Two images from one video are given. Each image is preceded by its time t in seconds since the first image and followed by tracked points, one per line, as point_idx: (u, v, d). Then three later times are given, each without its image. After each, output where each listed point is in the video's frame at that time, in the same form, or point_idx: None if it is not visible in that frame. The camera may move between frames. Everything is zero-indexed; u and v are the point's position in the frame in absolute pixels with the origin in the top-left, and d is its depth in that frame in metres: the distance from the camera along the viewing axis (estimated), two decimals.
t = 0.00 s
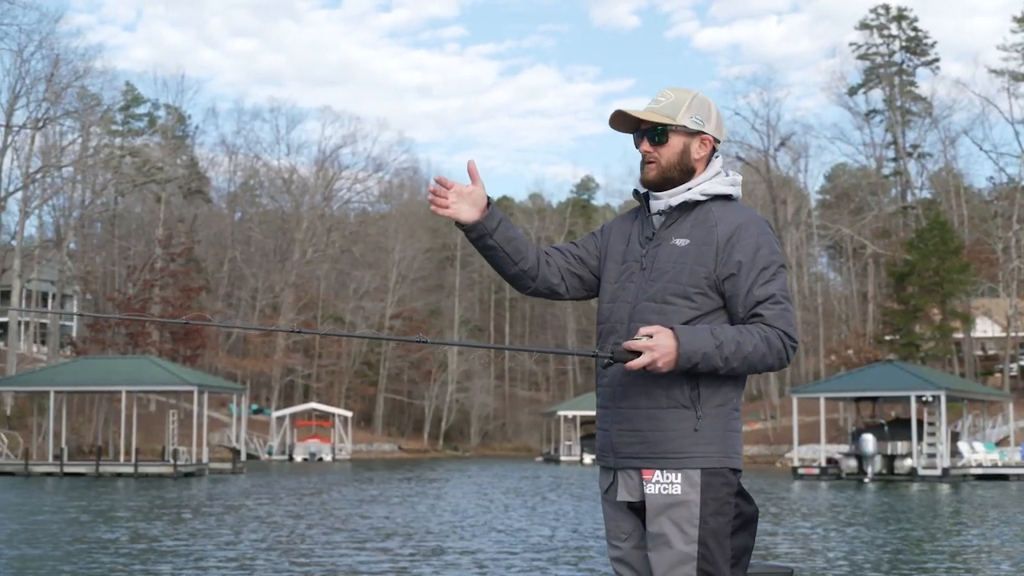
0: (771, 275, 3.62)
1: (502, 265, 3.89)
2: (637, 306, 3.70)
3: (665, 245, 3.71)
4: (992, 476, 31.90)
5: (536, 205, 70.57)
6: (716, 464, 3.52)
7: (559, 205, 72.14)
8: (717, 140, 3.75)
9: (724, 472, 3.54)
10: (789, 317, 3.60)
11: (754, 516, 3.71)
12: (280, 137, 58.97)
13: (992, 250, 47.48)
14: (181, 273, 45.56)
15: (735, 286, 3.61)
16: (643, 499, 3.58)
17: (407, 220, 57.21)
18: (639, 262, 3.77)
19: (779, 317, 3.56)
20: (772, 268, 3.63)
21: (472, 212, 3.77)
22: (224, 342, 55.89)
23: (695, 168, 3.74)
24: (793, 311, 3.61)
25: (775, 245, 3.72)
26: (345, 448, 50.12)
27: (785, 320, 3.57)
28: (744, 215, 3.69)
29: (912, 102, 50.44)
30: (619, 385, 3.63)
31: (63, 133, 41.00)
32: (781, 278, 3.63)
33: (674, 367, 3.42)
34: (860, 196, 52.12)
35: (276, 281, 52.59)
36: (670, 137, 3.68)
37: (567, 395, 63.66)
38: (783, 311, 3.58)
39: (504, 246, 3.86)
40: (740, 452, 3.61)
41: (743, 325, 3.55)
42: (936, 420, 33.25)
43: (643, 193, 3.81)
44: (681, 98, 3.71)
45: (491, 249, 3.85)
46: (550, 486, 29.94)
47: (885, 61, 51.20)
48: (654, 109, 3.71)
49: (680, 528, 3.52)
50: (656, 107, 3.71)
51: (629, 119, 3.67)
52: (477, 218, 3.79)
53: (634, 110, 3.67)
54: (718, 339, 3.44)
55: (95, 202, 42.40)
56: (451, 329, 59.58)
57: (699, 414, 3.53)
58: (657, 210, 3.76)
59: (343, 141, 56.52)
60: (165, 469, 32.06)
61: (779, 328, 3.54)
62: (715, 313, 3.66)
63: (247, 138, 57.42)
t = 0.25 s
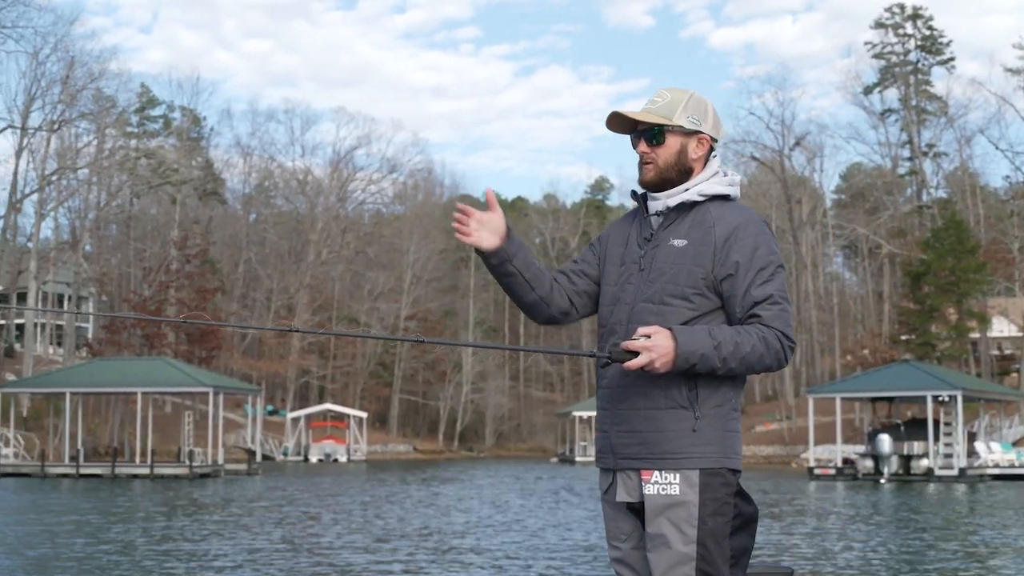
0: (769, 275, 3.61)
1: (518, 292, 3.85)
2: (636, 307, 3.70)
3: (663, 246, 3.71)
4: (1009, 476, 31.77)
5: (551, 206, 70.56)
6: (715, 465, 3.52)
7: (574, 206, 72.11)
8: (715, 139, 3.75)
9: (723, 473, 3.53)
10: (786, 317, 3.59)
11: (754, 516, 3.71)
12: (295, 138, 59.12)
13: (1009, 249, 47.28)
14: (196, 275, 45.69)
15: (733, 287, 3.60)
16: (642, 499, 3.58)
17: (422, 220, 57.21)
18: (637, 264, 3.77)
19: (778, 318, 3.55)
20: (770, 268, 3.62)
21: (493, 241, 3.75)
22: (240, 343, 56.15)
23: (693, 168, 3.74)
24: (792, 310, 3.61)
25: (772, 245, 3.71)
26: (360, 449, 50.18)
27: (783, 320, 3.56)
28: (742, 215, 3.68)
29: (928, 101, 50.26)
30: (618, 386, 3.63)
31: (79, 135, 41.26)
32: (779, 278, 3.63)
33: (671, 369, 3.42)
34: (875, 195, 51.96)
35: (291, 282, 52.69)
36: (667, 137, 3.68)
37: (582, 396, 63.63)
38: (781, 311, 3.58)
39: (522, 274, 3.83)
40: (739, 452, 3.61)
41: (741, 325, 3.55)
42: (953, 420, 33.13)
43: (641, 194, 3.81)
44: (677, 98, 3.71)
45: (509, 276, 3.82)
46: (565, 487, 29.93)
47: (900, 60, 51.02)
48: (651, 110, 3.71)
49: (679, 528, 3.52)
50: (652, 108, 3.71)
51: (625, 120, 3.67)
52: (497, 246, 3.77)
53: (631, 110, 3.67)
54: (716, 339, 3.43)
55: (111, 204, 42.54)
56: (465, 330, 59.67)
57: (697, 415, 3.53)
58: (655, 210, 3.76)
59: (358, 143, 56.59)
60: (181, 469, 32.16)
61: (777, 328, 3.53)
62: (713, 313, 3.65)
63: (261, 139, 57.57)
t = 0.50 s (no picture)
0: (766, 274, 3.60)
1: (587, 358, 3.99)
2: (633, 308, 3.69)
3: (659, 246, 3.70)
4: None
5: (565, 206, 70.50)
6: (714, 464, 3.49)
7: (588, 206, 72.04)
8: (709, 139, 3.74)
9: (723, 473, 3.51)
10: (784, 315, 3.58)
11: (754, 515, 3.69)
12: (309, 139, 59.16)
13: None
14: (211, 276, 45.76)
15: (730, 286, 3.58)
16: (641, 500, 3.57)
17: (436, 221, 57.12)
18: (634, 264, 3.77)
19: (775, 317, 3.54)
20: (767, 267, 3.61)
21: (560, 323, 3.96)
22: (256, 344, 56.23)
23: (687, 168, 3.73)
24: (789, 310, 3.60)
25: (769, 245, 3.70)
26: (375, 449, 50.22)
27: (781, 320, 3.55)
28: (738, 215, 3.67)
29: (943, 100, 50.03)
30: (618, 389, 3.63)
31: (93, 136, 41.43)
32: (775, 278, 3.61)
33: (668, 368, 3.41)
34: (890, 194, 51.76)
35: (306, 283, 52.76)
36: (661, 137, 3.67)
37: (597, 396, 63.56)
38: (778, 311, 3.57)
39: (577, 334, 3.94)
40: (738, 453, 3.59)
41: (738, 325, 3.53)
42: (969, 420, 32.96)
43: (637, 195, 3.80)
44: (671, 97, 3.70)
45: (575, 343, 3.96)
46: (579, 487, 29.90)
47: (916, 59, 50.79)
48: (644, 109, 3.70)
49: (678, 528, 3.50)
50: (646, 108, 3.70)
51: (619, 121, 3.66)
52: (561, 326, 3.97)
53: (624, 111, 3.66)
54: (714, 339, 3.42)
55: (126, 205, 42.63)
56: (479, 330, 59.62)
57: (695, 416, 3.52)
58: (650, 211, 3.75)
59: (372, 143, 56.59)
60: (196, 470, 32.23)
61: (774, 328, 3.53)
62: (710, 313, 3.64)
63: (276, 140, 57.66)
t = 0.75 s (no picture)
0: (764, 271, 3.59)
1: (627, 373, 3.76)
2: (632, 309, 3.69)
3: (656, 246, 3.70)
4: None
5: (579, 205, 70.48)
6: (715, 464, 3.47)
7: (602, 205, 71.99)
8: (705, 138, 3.74)
9: (723, 473, 3.49)
10: (782, 313, 3.58)
11: (754, 515, 3.68)
12: (323, 140, 59.31)
13: None
14: (226, 276, 45.92)
15: (727, 284, 3.57)
16: (640, 500, 3.57)
17: (450, 221, 57.20)
18: (632, 265, 3.77)
19: (773, 314, 3.52)
20: (764, 265, 3.59)
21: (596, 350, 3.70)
22: (270, 344, 56.38)
23: (683, 168, 3.73)
24: (788, 308, 3.58)
25: (767, 243, 3.68)
26: (390, 449, 50.30)
27: (779, 317, 3.55)
28: (736, 213, 3.65)
29: (958, 99, 49.85)
30: (618, 390, 3.63)
31: (109, 137, 41.69)
32: (773, 275, 3.60)
33: (667, 366, 3.41)
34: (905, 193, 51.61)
35: (321, 282, 52.91)
36: (655, 137, 3.67)
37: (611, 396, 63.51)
38: (776, 309, 3.55)
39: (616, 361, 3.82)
40: (739, 452, 3.57)
41: (736, 323, 3.52)
42: (985, 419, 32.80)
43: (634, 195, 3.80)
44: (665, 98, 3.71)
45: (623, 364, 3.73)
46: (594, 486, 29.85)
47: (930, 58, 50.63)
48: (639, 109, 3.70)
49: (679, 528, 3.49)
50: (641, 108, 3.70)
51: (615, 121, 3.66)
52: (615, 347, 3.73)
53: (619, 111, 3.66)
54: (712, 337, 3.42)
55: (141, 205, 42.80)
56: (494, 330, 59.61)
57: (695, 415, 3.51)
58: (648, 211, 3.75)
59: (386, 143, 56.67)
60: (211, 469, 32.27)
61: (772, 326, 3.52)
62: (709, 312, 3.62)
63: (291, 141, 57.83)
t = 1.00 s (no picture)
0: (765, 270, 3.58)
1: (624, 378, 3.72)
2: (633, 309, 3.69)
3: (657, 246, 3.70)
4: None
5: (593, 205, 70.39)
6: (716, 464, 3.47)
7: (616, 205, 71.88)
8: (705, 138, 3.75)
9: (724, 472, 3.49)
10: (783, 312, 3.57)
11: (756, 516, 3.67)
12: (338, 139, 59.32)
13: None
14: (241, 275, 45.99)
15: (728, 283, 3.57)
16: (643, 500, 3.57)
17: (464, 220, 57.09)
18: (633, 265, 3.78)
19: (774, 314, 3.52)
20: (765, 264, 3.59)
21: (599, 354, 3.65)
22: (285, 343, 56.45)
23: (684, 168, 3.74)
24: (788, 308, 3.57)
25: (768, 241, 3.68)
26: (404, 448, 50.33)
27: (780, 316, 3.54)
28: (737, 212, 3.66)
29: (974, 97, 49.60)
30: (620, 389, 3.63)
31: (124, 137, 41.82)
32: (774, 274, 3.59)
33: (666, 364, 3.41)
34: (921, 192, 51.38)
35: (335, 282, 52.95)
36: (656, 138, 3.68)
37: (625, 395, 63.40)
38: (777, 308, 3.54)
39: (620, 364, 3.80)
40: (741, 451, 3.56)
41: (736, 322, 3.51)
42: (1001, 419, 32.65)
43: (635, 196, 3.81)
44: (666, 98, 3.71)
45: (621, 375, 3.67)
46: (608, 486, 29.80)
47: (946, 56, 50.39)
48: (640, 110, 3.71)
49: (680, 527, 3.48)
50: (642, 109, 3.71)
51: (616, 122, 3.67)
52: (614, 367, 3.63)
53: (621, 112, 3.67)
54: (711, 337, 3.40)
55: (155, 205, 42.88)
56: (508, 329, 59.52)
57: (697, 414, 3.50)
58: (649, 210, 3.76)
59: (400, 143, 56.66)
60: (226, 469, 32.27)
61: (773, 324, 3.50)
62: (709, 311, 3.62)
63: (305, 140, 57.88)
